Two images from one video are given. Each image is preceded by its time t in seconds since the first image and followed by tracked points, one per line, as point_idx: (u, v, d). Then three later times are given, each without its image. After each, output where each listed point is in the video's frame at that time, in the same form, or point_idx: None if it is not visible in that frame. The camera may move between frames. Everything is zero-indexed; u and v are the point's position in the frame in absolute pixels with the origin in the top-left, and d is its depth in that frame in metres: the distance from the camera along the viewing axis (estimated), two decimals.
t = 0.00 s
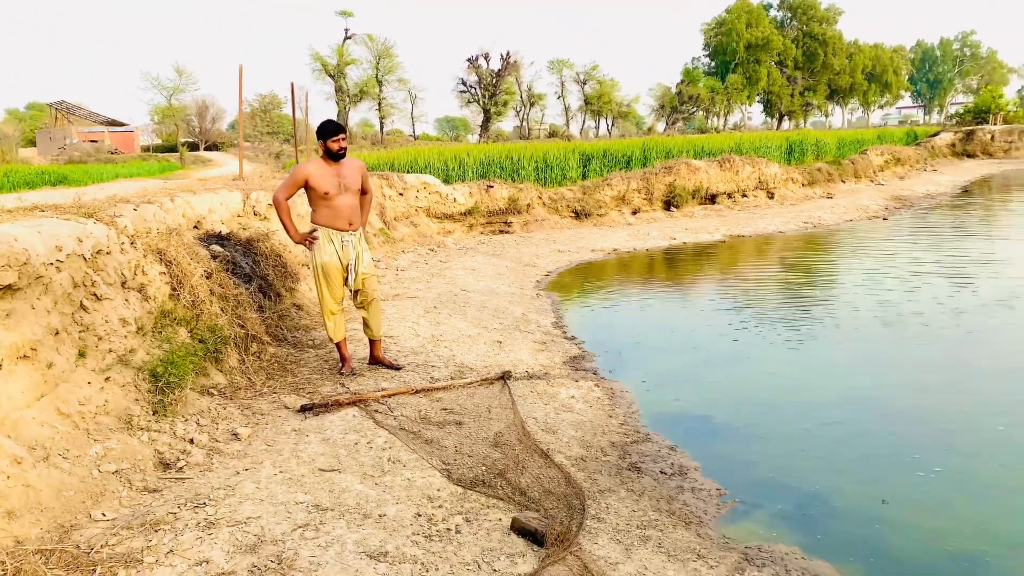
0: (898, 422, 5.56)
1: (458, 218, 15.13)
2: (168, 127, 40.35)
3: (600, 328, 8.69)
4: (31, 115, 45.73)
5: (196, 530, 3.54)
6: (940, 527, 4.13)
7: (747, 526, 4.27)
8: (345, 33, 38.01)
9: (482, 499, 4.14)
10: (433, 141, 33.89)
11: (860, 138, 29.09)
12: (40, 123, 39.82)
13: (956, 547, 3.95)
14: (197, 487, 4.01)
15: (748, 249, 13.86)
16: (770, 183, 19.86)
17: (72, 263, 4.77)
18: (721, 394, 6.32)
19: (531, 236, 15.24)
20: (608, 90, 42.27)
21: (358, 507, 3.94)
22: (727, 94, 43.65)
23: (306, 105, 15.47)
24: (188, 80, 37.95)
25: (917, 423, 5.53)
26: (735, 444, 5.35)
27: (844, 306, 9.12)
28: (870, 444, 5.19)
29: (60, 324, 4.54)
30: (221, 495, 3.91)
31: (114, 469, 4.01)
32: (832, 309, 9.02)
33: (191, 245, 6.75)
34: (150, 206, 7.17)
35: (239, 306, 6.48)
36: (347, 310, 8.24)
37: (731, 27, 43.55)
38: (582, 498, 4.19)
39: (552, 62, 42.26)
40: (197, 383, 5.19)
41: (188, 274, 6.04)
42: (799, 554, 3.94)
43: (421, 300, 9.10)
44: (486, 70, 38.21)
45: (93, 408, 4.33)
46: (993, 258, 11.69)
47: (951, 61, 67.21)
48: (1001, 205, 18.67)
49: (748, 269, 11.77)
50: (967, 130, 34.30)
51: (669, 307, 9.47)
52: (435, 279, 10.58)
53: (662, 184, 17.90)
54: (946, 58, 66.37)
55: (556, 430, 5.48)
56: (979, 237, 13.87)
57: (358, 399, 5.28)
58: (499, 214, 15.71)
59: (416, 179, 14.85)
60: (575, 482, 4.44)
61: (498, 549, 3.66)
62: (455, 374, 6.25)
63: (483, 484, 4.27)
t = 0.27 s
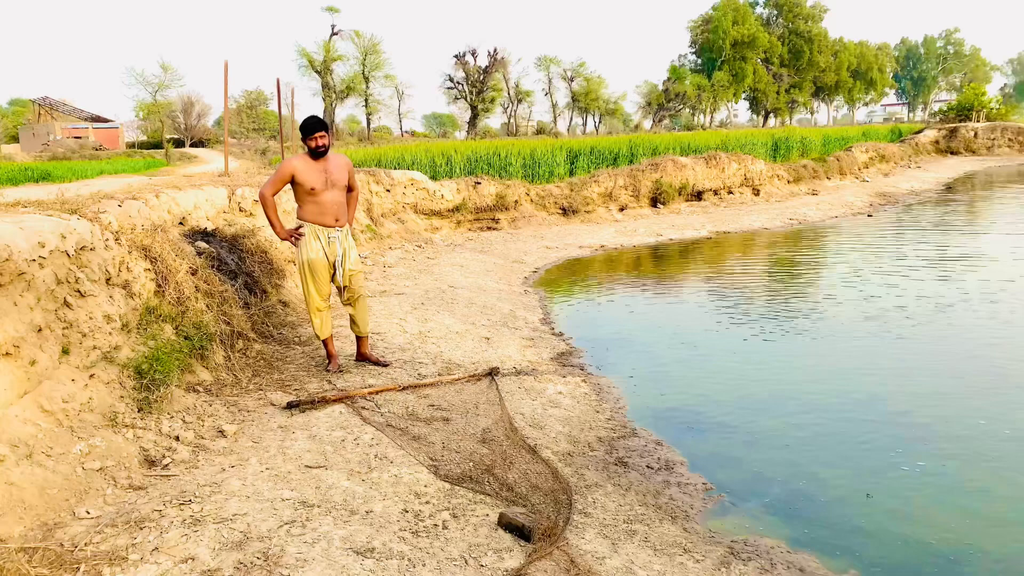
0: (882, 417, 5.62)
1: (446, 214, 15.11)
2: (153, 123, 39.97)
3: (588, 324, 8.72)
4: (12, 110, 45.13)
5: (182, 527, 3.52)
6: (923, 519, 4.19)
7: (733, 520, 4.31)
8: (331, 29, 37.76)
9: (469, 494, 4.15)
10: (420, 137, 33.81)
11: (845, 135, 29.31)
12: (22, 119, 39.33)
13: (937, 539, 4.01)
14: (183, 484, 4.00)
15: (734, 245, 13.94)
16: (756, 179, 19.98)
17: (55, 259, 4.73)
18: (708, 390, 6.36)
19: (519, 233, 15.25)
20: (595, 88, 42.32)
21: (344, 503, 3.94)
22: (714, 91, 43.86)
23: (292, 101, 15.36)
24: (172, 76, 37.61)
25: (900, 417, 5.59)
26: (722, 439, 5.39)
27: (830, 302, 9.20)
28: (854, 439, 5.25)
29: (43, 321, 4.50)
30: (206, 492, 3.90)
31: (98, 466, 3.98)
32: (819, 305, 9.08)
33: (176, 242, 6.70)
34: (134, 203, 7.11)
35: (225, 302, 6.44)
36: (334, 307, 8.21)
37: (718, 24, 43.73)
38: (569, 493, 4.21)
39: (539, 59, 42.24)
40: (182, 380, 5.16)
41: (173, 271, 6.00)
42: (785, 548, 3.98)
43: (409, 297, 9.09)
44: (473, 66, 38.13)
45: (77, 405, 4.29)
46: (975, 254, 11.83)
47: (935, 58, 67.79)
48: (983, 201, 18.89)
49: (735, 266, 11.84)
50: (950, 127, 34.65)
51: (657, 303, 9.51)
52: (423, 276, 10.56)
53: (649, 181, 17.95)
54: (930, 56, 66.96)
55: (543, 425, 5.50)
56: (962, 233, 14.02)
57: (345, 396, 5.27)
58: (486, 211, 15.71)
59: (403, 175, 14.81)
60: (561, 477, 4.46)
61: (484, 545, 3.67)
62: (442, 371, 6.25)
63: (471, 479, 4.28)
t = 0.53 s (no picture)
0: (865, 412, 5.67)
1: (433, 211, 15.08)
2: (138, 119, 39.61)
3: (575, 321, 8.73)
4: None
5: (165, 526, 3.50)
6: (905, 515, 4.23)
7: (717, 516, 4.34)
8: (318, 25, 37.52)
9: (455, 492, 4.16)
10: (408, 134, 33.70)
11: (831, 132, 29.48)
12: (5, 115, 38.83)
13: (919, 534, 4.05)
14: (166, 482, 3.97)
15: (721, 242, 14.00)
16: (743, 177, 20.07)
17: (36, 257, 4.69)
18: (694, 386, 6.39)
19: (506, 230, 15.24)
20: (583, 85, 42.33)
21: (329, 501, 3.93)
22: (701, 88, 43.99)
23: (278, 97, 15.27)
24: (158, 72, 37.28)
25: (883, 413, 5.64)
26: (707, 435, 5.42)
27: (815, 299, 9.26)
28: (837, 435, 5.30)
29: (24, 319, 4.47)
30: (190, 490, 3.88)
31: (80, 465, 3.95)
32: (805, 302, 9.13)
33: (160, 239, 6.65)
34: (117, 200, 7.05)
35: (210, 300, 6.41)
36: (320, 304, 8.18)
37: (705, 22, 43.84)
38: (554, 490, 4.22)
39: (527, 56, 42.18)
40: (166, 378, 5.13)
41: (157, 268, 5.96)
42: (768, 543, 4.01)
43: (396, 294, 9.07)
44: (461, 63, 38.02)
45: (59, 404, 4.26)
46: (958, 250, 11.95)
47: (920, 56, 68.25)
48: (967, 198, 19.07)
49: (721, 262, 11.89)
50: (935, 125, 34.92)
51: (644, 300, 9.53)
52: (410, 273, 10.54)
53: (636, 178, 17.99)
54: (915, 54, 67.41)
55: (529, 422, 5.51)
56: (946, 229, 14.15)
57: (330, 393, 5.26)
58: (474, 207, 15.68)
59: (390, 172, 14.76)
60: (547, 473, 4.48)
61: (469, 542, 3.68)
62: (428, 368, 6.25)
63: (456, 477, 4.28)
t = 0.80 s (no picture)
0: (850, 408, 5.72)
1: (421, 208, 15.04)
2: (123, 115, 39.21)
3: (563, 317, 8.74)
4: None
5: (148, 525, 3.48)
6: (888, 510, 4.27)
7: (704, 511, 4.36)
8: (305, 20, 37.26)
9: (440, 489, 4.16)
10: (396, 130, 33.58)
11: (818, 129, 29.62)
12: None
13: (902, 529, 4.09)
14: (149, 481, 3.95)
15: (708, 239, 14.05)
16: (730, 173, 20.14)
17: (17, 254, 4.66)
18: (681, 382, 6.42)
19: (494, 226, 15.22)
20: (572, 81, 42.30)
21: (314, 500, 3.92)
22: (690, 85, 44.06)
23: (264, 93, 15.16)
24: (143, 67, 36.92)
25: (867, 409, 5.69)
26: (693, 431, 5.45)
27: (802, 294, 9.32)
28: (823, 430, 5.33)
29: (5, 317, 4.45)
30: (174, 489, 3.86)
31: (62, 464, 3.92)
32: (792, 297, 9.19)
33: (144, 236, 6.60)
34: (100, 197, 6.98)
35: (194, 297, 6.36)
36: (306, 302, 8.14)
37: (693, 18, 43.91)
38: (540, 487, 4.23)
39: (516, 52, 42.10)
40: (150, 376, 5.09)
41: (141, 266, 5.90)
42: (753, 539, 4.04)
43: (383, 291, 9.04)
44: (450, 58, 37.90)
45: (40, 403, 4.21)
46: (942, 246, 12.06)
47: (907, 53, 68.63)
48: (952, 194, 19.23)
49: (708, 259, 11.93)
50: (921, 121, 35.16)
51: (632, 297, 9.56)
52: (397, 270, 10.51)
53: (624, 174, 18.01)
54: (902, 50, 67.80)
55: (516, 419, 5.51)
56: (931, 225, 14.27)
57: (316, 391, 5.23)
58: (462, 204, 15.65)
59: (377, 168, 14.69)
60: (533, 471, 4.48)
61: (454, 539, 3.68)
62: (415, 365, 6.24)
63: (442, 474, 4.28)
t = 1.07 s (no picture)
0: (844, 405, 5.74)
1: (415, 206, 15.02)
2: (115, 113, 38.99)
3: (557, 315, 8.76)
4: None
5: (142, 525, 3.47)
6: (881, 507, 4.30)
7: (698, 509, 4.39)
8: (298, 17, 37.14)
9: (435, 488, 4.16)
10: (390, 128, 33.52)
11: (812, 126, 29.71)
12: None
13: (896, 526, 4.11)
14: (143, 481, 3.94)
15: (701, 236, 14.09)
16: (724, 171, 20.19)
17: (9, 253, 4.62)
18: (675, 379, 6.44)
19: (488, 224, 15.22)
20: (566, 78, 42.29)
21: (308, 498, 3.92)
22: (683, 82, 44.13)
23: (257, 90, 15.12)
24: (135, 65, 36.73)
25: (861, 406, 5.71)
26: (688, 429, 5.47)
27: (795, 291, 9.35)
28: (815, 428, 5.36)
29: None
30: (168, 488, 3.85)
31: (55, 464, 3.90)
32: (786, 295, 9.23)
33: (136, 235, 6.57)
34: (93, 195, 6.95)
35: (188, 296, 6.34)
36: (299, 300, 8.13)
37: (687, 15, 43.98)
38: (534, 485, 4.24)
39: (509, 49, 42.06)
40: (143, 375, 5.08)
41: (134, 265, 5.88)
42: (747, 536, 4.07)
43: (377, 289, 9.04)
44: (443, 55, 37.85)
45: (33, 403, 4.20)
46: (934, 244, 12.13)
47: (900, 51, 68.80)
48: (944, 191, 19.32)
49: (702, 256, 11.96)
50: (914, 118, 35.29)
51: (626, 294, 9.58)
52: (391, 268, 10.50)
53: (618, 172, 18.03)
54: (895, 48, 68.02)
55: (510, 417, 5.52)
56: (923, 223, 14.33)
57: (310, 390, 5.23)
58: (456, 202, 15.64)
59: (371, 166, 14.67)
60: (527, 469, 4.49)
61: (449, 538, 3.69)
62: (409, 364, 6.24)
63: (437, 473, 4.29)
